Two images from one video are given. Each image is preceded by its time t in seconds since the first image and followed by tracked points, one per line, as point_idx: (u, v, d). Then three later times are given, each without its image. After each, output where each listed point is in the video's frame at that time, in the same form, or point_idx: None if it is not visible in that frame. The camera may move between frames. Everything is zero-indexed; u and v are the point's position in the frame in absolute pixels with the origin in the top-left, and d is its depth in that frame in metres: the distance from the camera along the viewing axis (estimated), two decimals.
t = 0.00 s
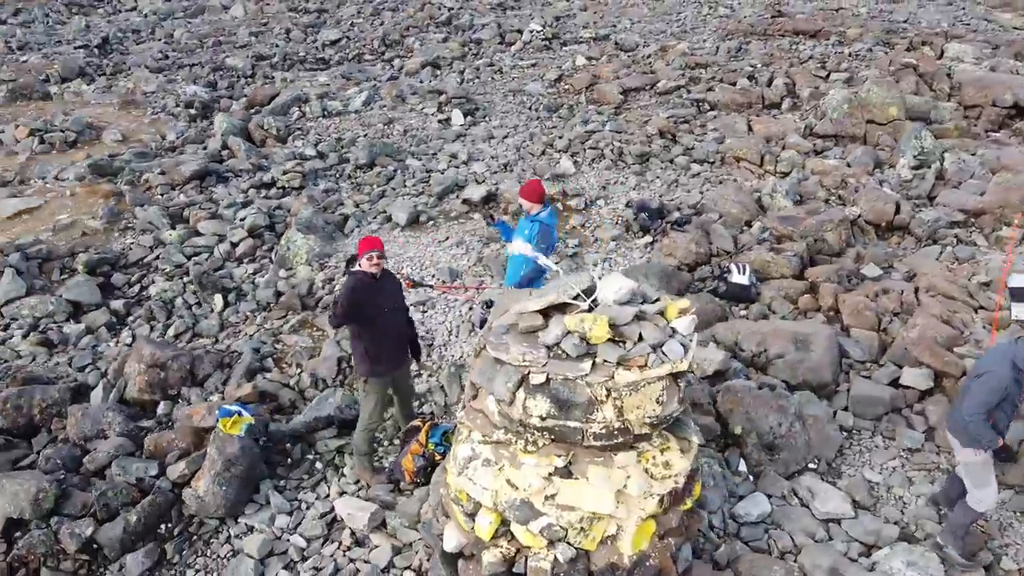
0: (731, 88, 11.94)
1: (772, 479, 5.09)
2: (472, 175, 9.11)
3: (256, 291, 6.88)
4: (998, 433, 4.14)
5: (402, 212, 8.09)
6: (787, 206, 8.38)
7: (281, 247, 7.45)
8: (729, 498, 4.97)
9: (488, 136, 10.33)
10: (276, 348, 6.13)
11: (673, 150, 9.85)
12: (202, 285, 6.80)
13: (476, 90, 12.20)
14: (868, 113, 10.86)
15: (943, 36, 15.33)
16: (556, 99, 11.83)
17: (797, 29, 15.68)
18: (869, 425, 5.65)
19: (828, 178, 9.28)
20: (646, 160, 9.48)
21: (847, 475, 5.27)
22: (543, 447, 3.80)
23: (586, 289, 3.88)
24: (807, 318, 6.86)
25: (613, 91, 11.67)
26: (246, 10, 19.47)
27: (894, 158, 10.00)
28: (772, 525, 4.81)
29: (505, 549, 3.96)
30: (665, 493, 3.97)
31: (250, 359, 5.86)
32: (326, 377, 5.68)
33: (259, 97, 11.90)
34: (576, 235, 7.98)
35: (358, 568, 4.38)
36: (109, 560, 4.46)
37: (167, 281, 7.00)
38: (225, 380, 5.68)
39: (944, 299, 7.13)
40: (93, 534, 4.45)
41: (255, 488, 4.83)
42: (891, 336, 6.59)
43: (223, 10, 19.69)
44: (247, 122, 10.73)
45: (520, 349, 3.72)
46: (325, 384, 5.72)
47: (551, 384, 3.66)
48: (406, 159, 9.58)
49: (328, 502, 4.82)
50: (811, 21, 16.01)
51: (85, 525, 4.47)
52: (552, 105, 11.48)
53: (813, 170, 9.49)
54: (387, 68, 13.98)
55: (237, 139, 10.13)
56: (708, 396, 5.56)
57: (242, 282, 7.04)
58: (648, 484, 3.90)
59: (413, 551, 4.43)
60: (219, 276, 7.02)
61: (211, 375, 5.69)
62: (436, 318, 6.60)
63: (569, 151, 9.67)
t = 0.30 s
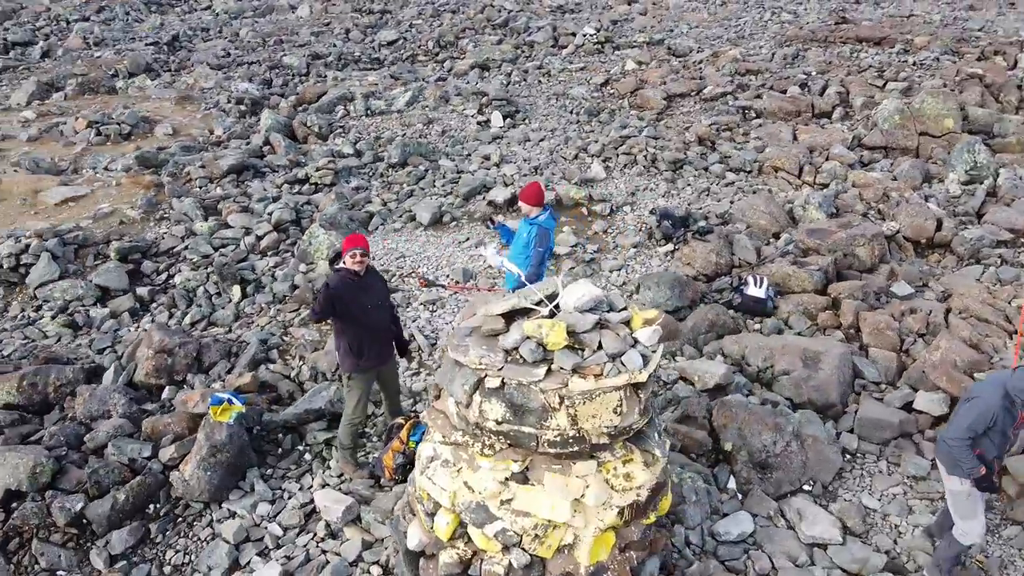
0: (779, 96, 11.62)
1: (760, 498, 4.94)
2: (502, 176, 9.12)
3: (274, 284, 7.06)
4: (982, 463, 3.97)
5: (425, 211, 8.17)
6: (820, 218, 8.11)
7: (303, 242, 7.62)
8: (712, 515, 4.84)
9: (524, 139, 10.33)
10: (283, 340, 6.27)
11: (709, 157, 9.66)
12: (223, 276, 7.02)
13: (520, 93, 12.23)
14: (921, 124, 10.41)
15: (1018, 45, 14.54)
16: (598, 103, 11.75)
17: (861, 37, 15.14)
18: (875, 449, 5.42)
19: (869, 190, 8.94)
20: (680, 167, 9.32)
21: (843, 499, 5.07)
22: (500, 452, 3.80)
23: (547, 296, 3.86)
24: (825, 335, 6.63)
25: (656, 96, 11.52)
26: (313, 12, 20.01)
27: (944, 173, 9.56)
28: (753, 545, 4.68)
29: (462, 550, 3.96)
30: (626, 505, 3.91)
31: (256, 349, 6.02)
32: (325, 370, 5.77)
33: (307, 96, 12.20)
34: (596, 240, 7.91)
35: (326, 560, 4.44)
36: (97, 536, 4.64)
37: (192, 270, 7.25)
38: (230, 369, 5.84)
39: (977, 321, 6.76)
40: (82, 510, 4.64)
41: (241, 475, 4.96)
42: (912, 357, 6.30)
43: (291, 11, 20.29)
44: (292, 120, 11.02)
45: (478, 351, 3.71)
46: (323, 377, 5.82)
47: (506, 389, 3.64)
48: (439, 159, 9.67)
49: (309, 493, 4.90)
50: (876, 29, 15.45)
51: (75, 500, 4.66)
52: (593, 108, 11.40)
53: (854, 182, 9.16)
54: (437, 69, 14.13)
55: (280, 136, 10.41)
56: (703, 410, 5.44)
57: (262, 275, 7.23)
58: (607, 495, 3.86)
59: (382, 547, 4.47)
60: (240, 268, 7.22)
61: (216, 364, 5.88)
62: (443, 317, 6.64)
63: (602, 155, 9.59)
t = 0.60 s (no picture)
0: (830, 107, 11.27)
1: (744, 520, 4.81)
2: (531, 182, 9.13)
3: (293, 279, 7.24)
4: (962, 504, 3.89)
5: (450, 213, 8.24)
6: (853, 234, 7.83)
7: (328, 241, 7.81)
8: (693, 534, 4.74)
9: (560, 145, 10.31)
10: (293, 334, 6.43)
11: (746, 169, 9.44)
12: (245, 270, 7.24)
13: (564, 100, 12.21)
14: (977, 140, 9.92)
15: None
16: (642, 111, 11.62)
17: (928, 47, 14.52)
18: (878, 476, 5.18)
19: (911, 207, 8.57)
20: (714, 177, 9.15)
21: (835, 526, 4.88)
22: (457, 456, 3.82)
23: (511, 302, 3.87)
24: (842, 356, 6.40)
25: (701, 105, 11.32)
26: (377, 16, 20.44)
27: (997, 192, 9.09)
28: (731, 567, 4.56)
29: (420, 551, 3.99)
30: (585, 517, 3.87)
31: (265, 342, 6.20)
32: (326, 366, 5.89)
33: (356, 97, 12.46)
34: (617, 249, 7.83)
35: (299, 551, 4.53)
36: (91, 513, 4.85)
37: (218, 263, 7.50)
38: (238, 360, 6.03)
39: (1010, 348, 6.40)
40: (79, 488, 4.86)
41: (232, 464, 5.11)
42: (932, 384, 6.01)
43: (356, 14, 20.77)
44: (337, 121, 11.28)
45: (437, 355, 3.73)
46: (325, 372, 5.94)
47: (462, 392, 3.65)
48: (472, 163, 9.74)
49: (294, 485, 5.01)
50: (946, 39, 14.79)
51: (73, 479, 4.88)
52: (635, 115, 11.29)
53: (896, 198, 8.80)
54: (487, 73, 14.22)
55: (323, 136, 10.68)
56: (696, 427, 5.33)
57: (283, 270, 7.43)
58: (565, 505, 3.83)
59: (354, 542, 4.54)
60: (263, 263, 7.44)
61: (225, 355, 6.07)
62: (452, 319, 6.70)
63: (636, 164, 9.48)
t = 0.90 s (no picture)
0: (882, 120, 10.85)
1: (726, 542, 4.69)
2: (561, 189, 9.10)
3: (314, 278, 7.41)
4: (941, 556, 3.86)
5: (474, 218, 8.29)
6: (886, 253, 7.53)
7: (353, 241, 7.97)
8: (671, 553, 4.65)
9: (596, 152, 10.24)
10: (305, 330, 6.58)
11: (784, 182, 9.20)
12: (268, 267, 7.45)
13: (608, 108, 12.14)
14: None
15: None
16: (685, 119, 11.45)
17: (1000, 59, 13.81)
18: (874, 504, 4.96)
19: (955, 225, 8.17)
20: (748, 189, 8.95)
21: (823, 554, 4.71)
22: (418, 459, 3.85)
23: (474, 309, 3.88)
24: (857, 378, 6.17)
25: (746, 116, 11.08)
26: (439, 21, 20.72)
27: None
28: None
29: (382, 550, 4.04)
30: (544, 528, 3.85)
31: (276, 338, 6.36)
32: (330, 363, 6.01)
33: (403, 100, 12.66)
34: (639, 259, 7.75)
35: (277, 543, 4.64)
36: (91, 494, 5.07)
37: (246, 258, 7.74)
38: (247, 354, 6.21)
39: None
40: (81, 469, 5.09)
41: (226, 455, 5.27)
42: (951, 413, 5.70)
43: (418, 19, 21.09)
44: (380, 123, 11.48)
45: (400, 358, 3.77)
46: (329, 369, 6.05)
47: (420, 396, 3.68)
48: (505, 169, 9.78)
49: (283, 478, 5.13)
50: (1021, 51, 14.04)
51: (76, 460, 5.12)
52: (678, 124, 11.13)
53: (941, 216, 8.40)
54: (536, 79, 14.24)
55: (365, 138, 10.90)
56: (688, 443, 5.23)
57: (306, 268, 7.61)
58: (523, 515, 3.82)
59: (330, 538, 4.61)
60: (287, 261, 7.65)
61: (237, 348, 6.27)
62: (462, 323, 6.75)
63: (669, 173, 9.35)
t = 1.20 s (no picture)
0: (935, 133, 10.40)
1: (704, 561, 4.58)
2: (589, 195, 9.05)
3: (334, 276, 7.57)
4: None
5: (497, 221, 8.32)
6: (917, 271, 7.21)
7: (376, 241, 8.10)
8: (646, 568, 4.56)
9: (631, 159, 10.14)
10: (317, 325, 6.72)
11: (821, 194, 8.93)
12: (291, 263, 7.64)
13: (650, 115, 12.01)
14: None
15: None
16: (728, 128, 11.23)
17: None
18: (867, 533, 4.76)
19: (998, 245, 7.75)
20: (781, 201, 8.72)
21: None
22: (380, 460, 3.89)
23: (439, 313, 3.90)
24: (870, 401, 5.94)
25: (791, 126, 10.79)
26: (498, 25, 20.84)
27: None
28: None
29: (346, 547, 4.10)
30: (502, 535, 3.85)
31: (287, 332, 6.51)
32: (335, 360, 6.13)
33: (447, 102, 12.79)
34: (658, 269, 7.64)
35: (258, 533, 4.75)
36: (95, 474, 5.30)
37: (272, 254, 7.96)
38: (258, 346, 6.38)
39: None
40: (87, 450, 5.33)
41: (224, 445, 5.43)
42: (967, 442, 5.40)
43: (478, 22, 21.28)
44: (422, 125, 11.63)
45: (365, 358, 3.82)
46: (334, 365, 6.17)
47: (381, 397, 3.73)
48: (537, 174, 9.77)
49: (274, 470, 5.25)
50: None
51: (83, 442, 5.36)
52: (719, 132, 10.93)
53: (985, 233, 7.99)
54: (584, 84, 14.19)
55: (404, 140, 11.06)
56: (677, 458, 5.14)
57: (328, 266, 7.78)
58: (481, 520, 3.83)
59: (309, 531, 4.69)
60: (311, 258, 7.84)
61: (249, 341, 6.45)
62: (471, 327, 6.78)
63: (701, 183, 9.20)
